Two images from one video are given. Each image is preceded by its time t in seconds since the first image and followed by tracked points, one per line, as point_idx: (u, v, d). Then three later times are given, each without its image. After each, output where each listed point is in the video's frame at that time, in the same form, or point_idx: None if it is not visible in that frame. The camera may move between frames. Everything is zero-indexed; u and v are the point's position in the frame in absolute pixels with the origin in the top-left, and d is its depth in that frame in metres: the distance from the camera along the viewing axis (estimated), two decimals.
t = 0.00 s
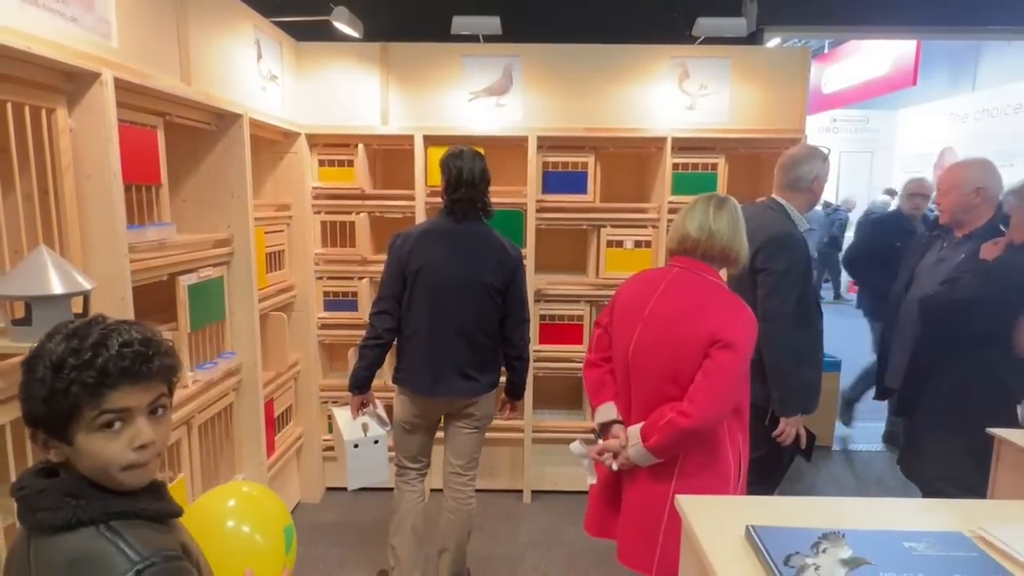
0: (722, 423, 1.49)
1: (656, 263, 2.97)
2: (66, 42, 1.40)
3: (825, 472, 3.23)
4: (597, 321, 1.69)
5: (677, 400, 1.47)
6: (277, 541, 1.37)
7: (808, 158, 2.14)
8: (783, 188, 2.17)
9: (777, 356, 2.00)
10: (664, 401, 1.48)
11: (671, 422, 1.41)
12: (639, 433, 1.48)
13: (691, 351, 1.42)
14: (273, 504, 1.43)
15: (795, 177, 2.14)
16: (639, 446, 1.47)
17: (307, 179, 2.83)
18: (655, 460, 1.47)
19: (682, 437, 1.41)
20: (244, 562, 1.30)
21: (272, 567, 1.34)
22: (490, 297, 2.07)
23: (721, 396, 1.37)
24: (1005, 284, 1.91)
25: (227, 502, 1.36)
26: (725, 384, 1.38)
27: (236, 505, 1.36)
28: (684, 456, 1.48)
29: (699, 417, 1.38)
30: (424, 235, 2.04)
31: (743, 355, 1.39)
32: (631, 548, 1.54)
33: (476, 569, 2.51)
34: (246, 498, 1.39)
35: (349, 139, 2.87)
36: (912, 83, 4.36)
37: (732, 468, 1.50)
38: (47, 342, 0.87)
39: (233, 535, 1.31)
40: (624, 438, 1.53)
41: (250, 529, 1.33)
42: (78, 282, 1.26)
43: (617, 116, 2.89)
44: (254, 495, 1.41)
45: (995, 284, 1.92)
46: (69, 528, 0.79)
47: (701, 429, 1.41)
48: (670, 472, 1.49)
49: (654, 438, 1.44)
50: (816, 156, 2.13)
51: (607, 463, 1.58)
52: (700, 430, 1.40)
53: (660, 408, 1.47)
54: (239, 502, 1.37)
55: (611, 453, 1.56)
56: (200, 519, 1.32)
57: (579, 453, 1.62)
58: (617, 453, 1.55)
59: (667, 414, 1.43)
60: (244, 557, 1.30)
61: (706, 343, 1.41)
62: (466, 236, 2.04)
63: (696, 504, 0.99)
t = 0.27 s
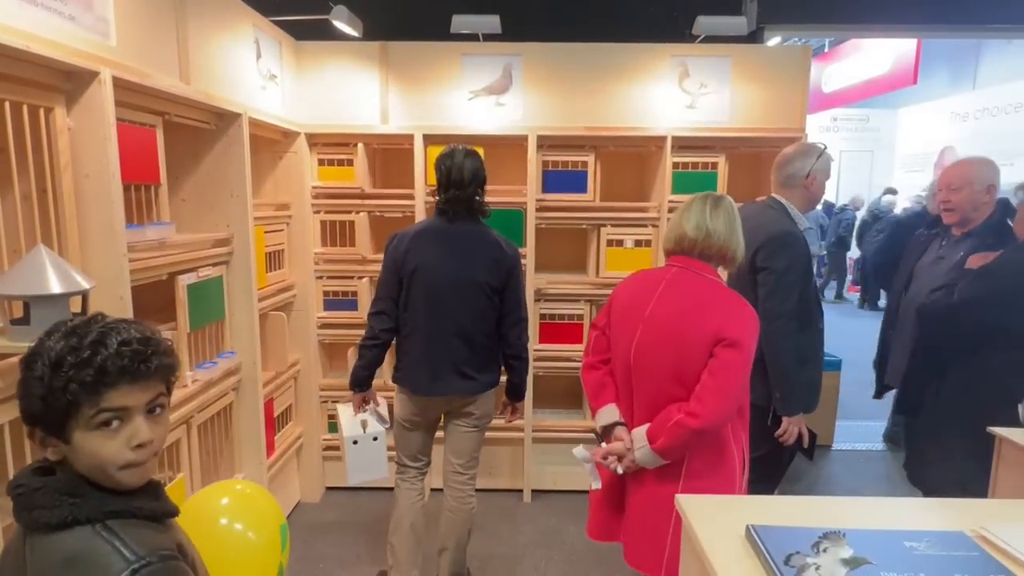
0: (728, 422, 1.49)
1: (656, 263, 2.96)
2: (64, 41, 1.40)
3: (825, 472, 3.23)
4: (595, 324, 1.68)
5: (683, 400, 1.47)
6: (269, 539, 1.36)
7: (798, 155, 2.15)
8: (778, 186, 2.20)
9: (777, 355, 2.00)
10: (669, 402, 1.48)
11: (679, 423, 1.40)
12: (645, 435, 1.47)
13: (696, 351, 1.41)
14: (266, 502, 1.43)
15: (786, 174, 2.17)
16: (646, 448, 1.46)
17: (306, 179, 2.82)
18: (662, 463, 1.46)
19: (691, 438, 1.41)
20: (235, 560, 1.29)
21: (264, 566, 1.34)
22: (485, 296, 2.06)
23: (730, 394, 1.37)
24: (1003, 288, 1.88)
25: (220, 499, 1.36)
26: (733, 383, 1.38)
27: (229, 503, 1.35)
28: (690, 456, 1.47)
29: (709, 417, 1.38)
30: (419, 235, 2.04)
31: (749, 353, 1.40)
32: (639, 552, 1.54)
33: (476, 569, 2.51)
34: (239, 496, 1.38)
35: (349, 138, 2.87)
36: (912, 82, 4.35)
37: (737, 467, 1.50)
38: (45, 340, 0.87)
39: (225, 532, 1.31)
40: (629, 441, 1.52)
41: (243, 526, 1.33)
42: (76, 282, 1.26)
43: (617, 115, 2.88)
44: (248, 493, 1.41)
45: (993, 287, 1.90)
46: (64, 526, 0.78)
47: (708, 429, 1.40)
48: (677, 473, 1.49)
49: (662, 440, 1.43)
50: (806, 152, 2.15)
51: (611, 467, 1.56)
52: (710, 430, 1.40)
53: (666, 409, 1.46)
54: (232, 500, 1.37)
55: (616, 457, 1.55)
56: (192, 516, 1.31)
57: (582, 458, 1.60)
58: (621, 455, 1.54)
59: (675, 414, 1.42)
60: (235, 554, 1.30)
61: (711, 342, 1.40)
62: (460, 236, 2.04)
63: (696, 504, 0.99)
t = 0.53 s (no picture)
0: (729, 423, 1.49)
1: (656, 263, 2.96)
2: (64, 42, 1.40)
3: (826, 473, 3.23)
4: (595, 325, 1.68)
5: (684, 401, 1.47)
6: (260, 539, 1.36)
7: (798, 155, 2.15)
8: (777, 186, 2.20)
9: (777, 356, 1.99)
10: (670, 403, 1.48)
11: (681, 423, 1.40)
12: (646, 436, 1.47)
13: (698, 351, 1.41)
14: (259, 502, 1.42)
15: (786, 174, 2.17)
16: (648, 450, 1.46)
17: (307, 179, 2.83)
18: (663, 464, 1.46)
19: (692, 438, 1.41)
20: (225, 560, 1.29)
21: (254, 566, 1.33)
22: (483, 296, 2.05)
23: (732, 395, 1.37)
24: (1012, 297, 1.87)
25: (212, 499, 1.35)
26: (735, 383, 1.38)
27: (221, 503, 1.35)
28: (692, 457, 1.47)
29: (710, 417, 1.38)
30: (416, 236, 2.05)
31: (750, 354, 1.40)
32: (642, 554, 1.55)
33: (476, 569, 2.51)
34: (231, 496, 1.38)
35: (349, 138, 2.87)
36: (912, 82, 4.35)
37: (739, 467, 1.50)
38: (51, 341, 0.87)
39: (216, 533, 1.30)
40: (630, 443, 1.52)
41: (234, 527, 1.32)
42: (76, 282, 1.26)
43: (617, 115, 2.88)
44: (240, 493, 1.40)
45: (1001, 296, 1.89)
46: (65, 527, 0.78)
47: (710, 430, 1.40)
48: (679, 474, 1.49)
49: (663, 441, 1.43)
50: (807, 152, 2.14)
51: (612, 468, 1.56)
52: (711, 431, 1.39)
53: (668, 409, 1.46)
54: (224, 500, 1.36)
55: (617, 459, 1.54)
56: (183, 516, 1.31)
57: (583, 460, 1.59)
58: (623, 458, 1.53)
59: (677, 415, 1.42)
60: (226, 555, 1.29)
61: (712, 342, 1.40)
62: (457, 235, 2.04)
63: (697, 505, 0.99)
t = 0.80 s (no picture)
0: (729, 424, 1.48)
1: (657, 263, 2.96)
2: (64, 41, 1.40)
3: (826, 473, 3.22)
4: (594, 325, 1.68)
5: (683, 400, 1.47)
6: (259, 541, 1.35)
7: (798, 155, 2.15)
8: (777, 186, 2.20)
9: (777, 356, 1.99)
10: (670, 402, 1.47)
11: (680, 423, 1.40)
12: (645, 435, 1.47)
13: (697, 351, 1.41)
14: (259, 504, 1.42)
15: (786, 174, 2.17)
16: (647, 449, 1.46)
17: (306, 179, 2.82)
18: (662, 464, 1.46)
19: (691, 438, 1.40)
20: (224, 561, 1.29)
21: (254, 568, 1.33)
22: (480, 296, 2.05)
23: (732, 395, 1.37)
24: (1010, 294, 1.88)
25: (212, 501, 1.35)
26: (735, 384, 1.37)
27: (220, 505, 1.35)
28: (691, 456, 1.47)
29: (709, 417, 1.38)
30: (413, 236, 2.05)
31: (751, 355, 1.39)
32: (638, 554, 1.54)
33: (476, 569, 2.50)
34: (231, 497, 1.37)
35: (348, 138, 2.87)
36: (912, 82, 4.35)
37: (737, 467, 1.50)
38: (59, 341, 0.86)
39: (216, 534, 1.30)
40: (629, 443, 1.52)
41: (234, 528, 1.32)
42: (75, 282, 1.26)
43: (617, 115, 2.88)
44: (239, 494, 1.40)
45: (999, 294, 1.90)
46: (68, 527, 0.78)
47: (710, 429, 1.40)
48: (677, 474, 1.49)
49: (663, 440, 1.43)
50: (807, 152, 2.14)
51: (610, 468, 1.55)
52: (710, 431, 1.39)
53: (667, 409, 1.46)
54: (224, 501, 1.36)
55: (615, 459, 1.54)
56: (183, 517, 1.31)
57: (582, 459, 1.59)
58: (621, 457, 1.52)
59: (676, 414, 1.42)
60: (225, 557, 1.29)
61: (713, 342, 1.40)
62: (454, 235, 2.04)
63: (699, 505, 0.98)
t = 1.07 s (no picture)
0: (725, 424, 1.49)
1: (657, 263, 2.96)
2: (64, 42, 1.40)
3: (826, 473, 3.22)
4: (592, 324, 1.67)
5: (679, 401, 1.47)
6: (250, 532, 1.35)
7: (798, 155, 2.15)
8: (777, 186, 2.20)
9: (776, 356, 1.99)
10: (666, 402, 1.47)
11: (676, 423, 1.40)
12: (641, 435, 1.47)
13: (694, 351, 1.41)
14: (249, 494, 1.41)
15: (786, 174, 2.17)
16: (642, 449, 1.46)
17: (307, 179, 2.82)
18: (658, 464, 1.46)
19: (687, 438, 1.40)
20: (214, 551, 1.29)
21: (245, 557, 1.33)
22: (467, 295, 2.05)
23: (727, 395, 1.37)
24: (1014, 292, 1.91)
25: (201, 490, 1.34)
26: (731, 384, 1.38)
27: (209, 494, 1.34)
28: (686, 457, 1.47)
29: (705, 417, 1.38)
30: (400, 236, 2.07)
31: (747, 355, 1.39)
32: (633, 553, 1.55)
33: (476, 570, 2.50)
34: (220, 488, 1.37)
35: (349, 138, 2.87)
36: (913, 82, 4.35)
37: (733, 468, 1.50)
38: (62, 341, 0.86)
39: (206, 524, 1.30)
40: (625, 443, 1.52)
41: (224, 518, 1.32)
42: (75, 283, 1.26)
43: (617, 115, 2.88)
44: (229, 486, 1.39)
45: (1003, 293, 1.92)
46: (71, 526, 0.78)
47: (705, 430, 1.40)
48: (672, 473, 1.49)
49: (658, 440, 1.43)
50: (807, 153, 2.14)
51: (607, 468, 1.56)
52: (706, 431, 1.39)
53: (663, 409, 1.46)
54: (213, 490, 1.36)
55: (612, 458, 1.54)
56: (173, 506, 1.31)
57: (579, 458, 1.59)
58: (618, 457, 1.53)
59: (672, 414, 1.42)
60: (216, 546, 1.29)
61: (709, 343, 1.40)
62: (441, 234, 2.04)
63: (698, 505, 0.99)
